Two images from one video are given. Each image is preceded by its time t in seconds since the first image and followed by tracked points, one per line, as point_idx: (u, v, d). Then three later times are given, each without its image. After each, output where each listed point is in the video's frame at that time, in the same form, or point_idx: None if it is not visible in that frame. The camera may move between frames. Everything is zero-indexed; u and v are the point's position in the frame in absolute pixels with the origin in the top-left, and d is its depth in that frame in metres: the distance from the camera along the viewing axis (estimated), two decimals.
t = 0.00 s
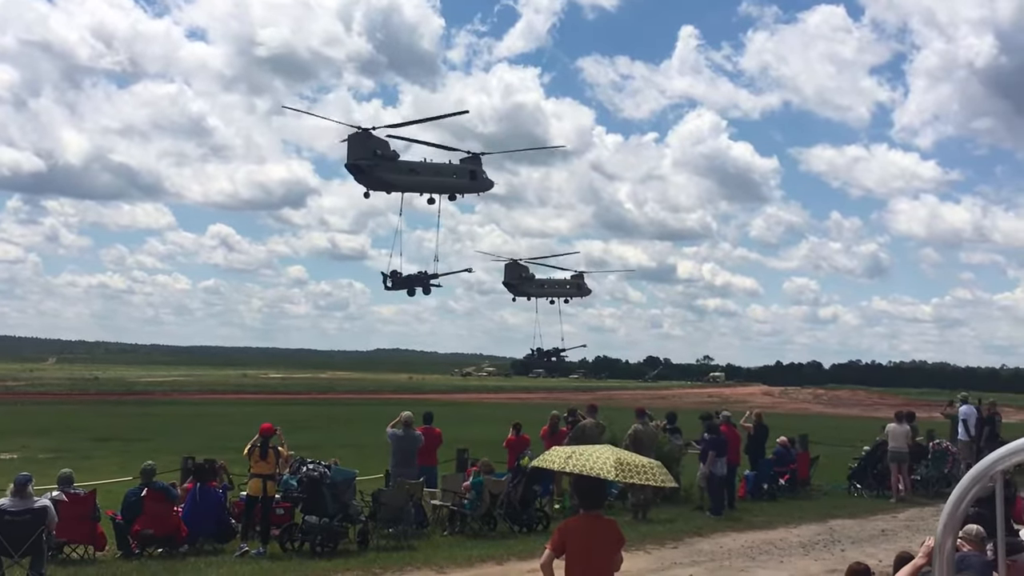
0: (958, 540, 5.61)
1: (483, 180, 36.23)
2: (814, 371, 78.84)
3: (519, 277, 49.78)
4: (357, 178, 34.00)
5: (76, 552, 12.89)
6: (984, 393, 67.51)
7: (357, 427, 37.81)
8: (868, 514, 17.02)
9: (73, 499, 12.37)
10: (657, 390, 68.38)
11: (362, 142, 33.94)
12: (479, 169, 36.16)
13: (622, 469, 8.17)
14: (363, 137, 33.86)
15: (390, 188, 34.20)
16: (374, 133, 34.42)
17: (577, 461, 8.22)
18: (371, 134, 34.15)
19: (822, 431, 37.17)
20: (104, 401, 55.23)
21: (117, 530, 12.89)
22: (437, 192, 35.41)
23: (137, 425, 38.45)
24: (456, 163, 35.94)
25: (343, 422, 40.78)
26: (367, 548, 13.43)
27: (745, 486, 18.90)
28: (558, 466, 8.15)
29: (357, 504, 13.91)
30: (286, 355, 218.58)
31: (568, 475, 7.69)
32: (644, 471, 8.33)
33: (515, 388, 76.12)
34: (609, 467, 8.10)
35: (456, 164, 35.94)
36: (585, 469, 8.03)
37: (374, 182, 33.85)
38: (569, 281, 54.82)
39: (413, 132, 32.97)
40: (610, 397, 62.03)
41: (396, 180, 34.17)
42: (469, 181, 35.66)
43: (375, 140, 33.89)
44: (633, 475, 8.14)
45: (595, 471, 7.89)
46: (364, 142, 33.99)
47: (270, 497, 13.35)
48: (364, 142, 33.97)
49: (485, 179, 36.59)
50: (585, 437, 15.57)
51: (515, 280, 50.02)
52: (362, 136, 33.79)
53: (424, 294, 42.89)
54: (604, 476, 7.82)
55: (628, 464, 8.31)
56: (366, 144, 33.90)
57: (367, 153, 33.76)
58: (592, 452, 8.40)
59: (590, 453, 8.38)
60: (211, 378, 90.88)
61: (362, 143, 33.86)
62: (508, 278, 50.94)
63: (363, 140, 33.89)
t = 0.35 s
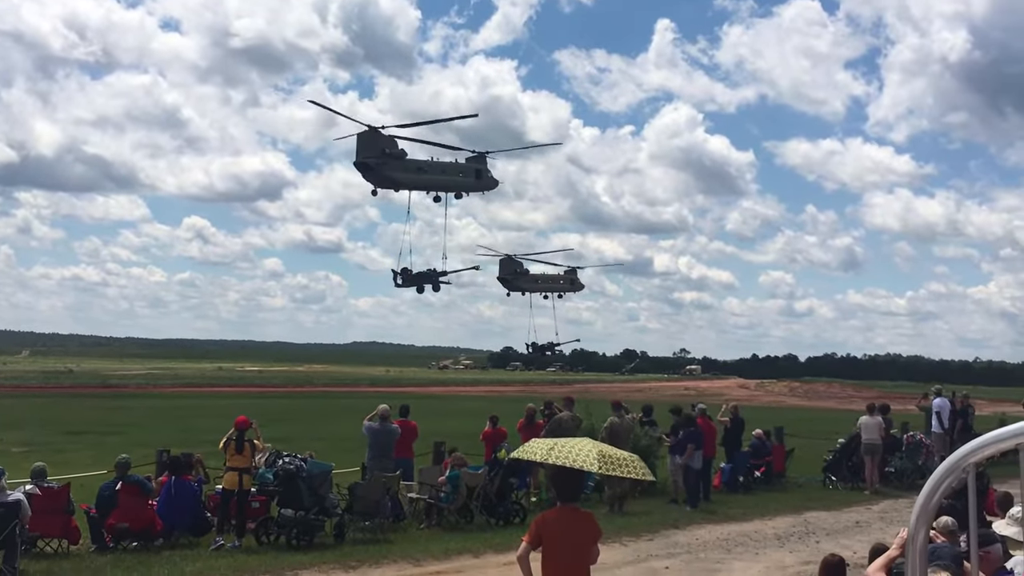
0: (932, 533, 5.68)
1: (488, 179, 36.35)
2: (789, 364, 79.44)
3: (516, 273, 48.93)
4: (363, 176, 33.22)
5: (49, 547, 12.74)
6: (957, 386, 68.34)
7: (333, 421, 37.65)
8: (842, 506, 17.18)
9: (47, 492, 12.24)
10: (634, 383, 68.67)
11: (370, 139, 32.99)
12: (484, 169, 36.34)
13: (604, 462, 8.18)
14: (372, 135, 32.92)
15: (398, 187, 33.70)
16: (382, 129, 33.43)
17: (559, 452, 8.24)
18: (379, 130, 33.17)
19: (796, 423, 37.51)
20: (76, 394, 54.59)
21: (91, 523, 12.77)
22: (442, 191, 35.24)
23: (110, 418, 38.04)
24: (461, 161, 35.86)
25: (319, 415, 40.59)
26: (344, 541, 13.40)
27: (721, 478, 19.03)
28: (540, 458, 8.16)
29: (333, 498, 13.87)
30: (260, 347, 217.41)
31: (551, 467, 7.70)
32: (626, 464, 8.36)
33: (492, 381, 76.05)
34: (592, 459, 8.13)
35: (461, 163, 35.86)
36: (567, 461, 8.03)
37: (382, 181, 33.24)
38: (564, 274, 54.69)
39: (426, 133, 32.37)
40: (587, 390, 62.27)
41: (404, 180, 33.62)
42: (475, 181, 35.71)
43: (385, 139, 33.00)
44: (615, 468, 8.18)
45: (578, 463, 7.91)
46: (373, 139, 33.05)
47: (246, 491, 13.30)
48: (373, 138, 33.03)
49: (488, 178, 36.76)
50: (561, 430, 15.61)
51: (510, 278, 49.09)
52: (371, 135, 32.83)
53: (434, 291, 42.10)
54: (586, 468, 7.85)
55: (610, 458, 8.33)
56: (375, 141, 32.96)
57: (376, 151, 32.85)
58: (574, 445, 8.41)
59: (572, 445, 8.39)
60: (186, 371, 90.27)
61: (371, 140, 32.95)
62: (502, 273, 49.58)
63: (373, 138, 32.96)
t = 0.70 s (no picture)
0: (902, 523, 5.74)
1: (490, 177, 36.12)
2: (763, 356, 80.02)
3: (507, 269, 48.36)
4: (368, 175, 33.25)
5: (19, 541, 12.57)
6: (927, 378, 69.16)
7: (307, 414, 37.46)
8: (815, 498, 17.34)
9: (17, 486, 12.10)
10: (609, 375, 68.98)
11: (374, 138, 33.15)
12: (487, 166, 36.00)
13: (579, 455, 8.20)
14: (377, 134, 33.09)
15: (403, 186, 33.48)
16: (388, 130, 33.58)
17: (535, 446, 8.24)
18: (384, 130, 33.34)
19: (768, 415, 37.81)
20: (46, 387, 53.90)
21: (61, 517, 12.61)
22: (445, 189, 35.04)
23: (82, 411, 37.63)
24: (463, 160, 35.70)
25: (294, 409, 40.40)
26: (317, 534, 13.36)
27: (695, 470, 19.15)
28: (515, 453, 8.16)
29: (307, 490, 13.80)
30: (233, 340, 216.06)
31: (525, 459, 7.70)
32: (600, 457, 8.39)
33: (466, 374, 76.04)
34: (567, 453, 8.15)
35: (463, 162, 35.70)
36: (540, 454, 8.05)
37: (386, 179, 33.12)
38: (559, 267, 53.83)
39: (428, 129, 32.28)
40: (562, 383, 62.46)
41: (409, 178, 33.43)
42: (477, 178, 35.48)
43: (389, 138, 33.10)
44: (589, 461, 8.20)
45: (552, 457, 7.92)
46: (378, 139, 33.23)
47: (219, 484, 13.21)
48: (379, 138, 33.19)
49: (491, 176, 36.40)
50: (536, 423, 15.66)
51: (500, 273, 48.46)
52: (376, 134, 32.95)
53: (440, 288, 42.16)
54: (561, 462, 7.87)
55: (584, 451, 8.35)
56: (380, 140, 33.11)
57: (380, 150, 32.95)
58: (548, 438, 8.41)
59: (547, 439, 8.39)
60: (158, 363, 89.48)
61: (376, 139, 33.09)
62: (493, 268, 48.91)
63: (378, 137, 33.08)
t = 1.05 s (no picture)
0: (873, 516, 5.80)
1: (491, 176, 35.68)
2: (737, 350, 80.53)
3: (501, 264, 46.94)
4: (371, 173, 33.13)
5: None
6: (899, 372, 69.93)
7: (280, 407, 37.27)
8: (787, 491, 17.49)
9: None
10: (584, 368, 69.21)
11: (378, 137, 32.92)
12: (488, 165, 35.60)
13: (553, 449, 8.23)
14: (381, 133, 32.81)
15: (405, 184, 33.37)
16: (392, 129, 33.34)
17: (509, 440, 8.24)
18: (388, 129, 33.12)
19: (741, 409, 38.07)
20: (14, 380, 53.21)
21: (32, 510, 12.44)
22: (446, 188, 34.79)
23: (51, 404, 37.19)
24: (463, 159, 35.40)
25: (267, 402, 40.17)
26: (290, 528, 13.30)
27: (669, 463, 19.27)
28: (489, 445, 8.18)
29: (280, 484, 13.72)
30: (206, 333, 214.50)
31: (500, 453, 7.71)
32: (574, 451, 8.40)
33: (441, 367, 75.96)
34: (541, 446, 8.17)
35: (463, 160, 35.40)
36: (515, 448, 8.07)
37: (389, 178, 32.97)
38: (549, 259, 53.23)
39: (429, 129, 31.97)
40: (535, 376, 62.60)
41: (411, 177, 33.26)
42: (477, 177, 35.07)
43: (393, 137, 32.85)
44: (563, 454, 8.21)
45: (526, 451, 7.95)
46: (382, 138, 32.97)
47: (192, 478, 13.09)
48: (382, 137, 32.97)
49: (492, 175, 36.01)
50: (510, 416, 15.68)
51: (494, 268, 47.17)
52: (380, 133, 32.71)
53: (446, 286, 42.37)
54: (534, 455, 7.90)
55: (558, 444, 8.36)
56: (384, 139, 32.88)
57: (383, 149, 32.73)
58: (523, 432, 8.42)
59: (521, 433, 8.40)
60: (129, 356, 88.68)
61: (380, 138, 32.85)
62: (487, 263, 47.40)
63: (381, 136, 32.83)
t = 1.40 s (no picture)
0: (847, 511, 5.85)
1: (492, 176, 35.65)
2: (713, 346, 80.97)
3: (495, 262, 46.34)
4: (376, 173, 33.25)
5: None
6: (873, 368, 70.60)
7: (256, 401, 37.06)
8: (762, 486, 17.62)
9: None
10: (561, 364, 69.35)
11: (382, 138, 33.07)
12: (489, 165, 35.55)
13: (528, 444, 8.23)
14: (386, 134, 33.02)
15: (410, 185, 33.47)
16: (397, 129, 33.54)
17: (483, 435, 8.25)
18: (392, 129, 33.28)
19: (715, 404, 38.30)
20: None
21: (3, 505, 12.24)
22: (448, 187, 34.79)
23: (22, 398, 36.77)
24: (465, 158, 35.35)
25: (243, 396, 39.93)
26: (265, 522, 13.24)
27: (644, 458, 19.36)
28: (463, 441, 8.18)
29: (255, 478, 13.63)
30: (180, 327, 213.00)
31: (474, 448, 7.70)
32: (548, 445, 8.41)
33: (418, 362, 75.81)
34: (515, 442, 8.16)
35: (465, 159, 35.37)
36: (489, 443, 8.06)
37: (394, 178, 33.08)
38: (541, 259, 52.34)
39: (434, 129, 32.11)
40: (512, 371, 62.69)
41: (416, 177, 33.37)
42: (479, 177, 35.07)
43: (398, 138, 33.06)
44: (538, 450, 8.23)
45: (500, 446, 7.94)
46: (387, 138, 33.16)
47: (166, 472, 12.83)
48: (387, 138, 33.17)
49: (493, 174, 36.00)
50: (486, 411, 15.69)
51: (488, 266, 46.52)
52: (385, 134, 32.93)
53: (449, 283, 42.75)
54: (508, 451, 7.88)
55: (533, 439, 8.37)
56: (389, 140, 33.07)
57: (388, 149, 32.88)
58: (498, 427, 8.43)
59: (496, 427, 8.40)
60: (102, 350, 87.90)
61: (384, 138, 33.05)
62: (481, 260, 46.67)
63: (386, 137, 32.99)
